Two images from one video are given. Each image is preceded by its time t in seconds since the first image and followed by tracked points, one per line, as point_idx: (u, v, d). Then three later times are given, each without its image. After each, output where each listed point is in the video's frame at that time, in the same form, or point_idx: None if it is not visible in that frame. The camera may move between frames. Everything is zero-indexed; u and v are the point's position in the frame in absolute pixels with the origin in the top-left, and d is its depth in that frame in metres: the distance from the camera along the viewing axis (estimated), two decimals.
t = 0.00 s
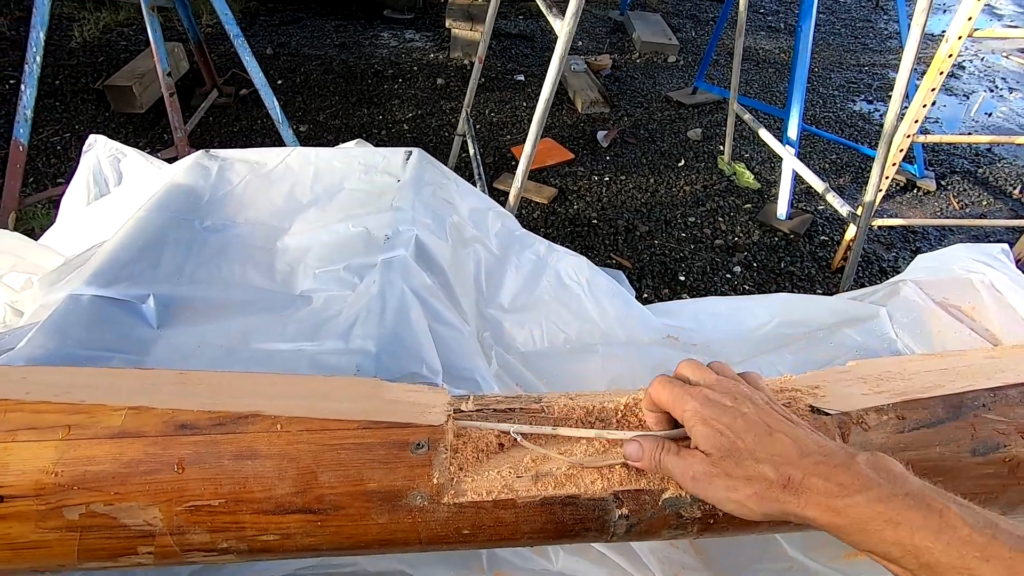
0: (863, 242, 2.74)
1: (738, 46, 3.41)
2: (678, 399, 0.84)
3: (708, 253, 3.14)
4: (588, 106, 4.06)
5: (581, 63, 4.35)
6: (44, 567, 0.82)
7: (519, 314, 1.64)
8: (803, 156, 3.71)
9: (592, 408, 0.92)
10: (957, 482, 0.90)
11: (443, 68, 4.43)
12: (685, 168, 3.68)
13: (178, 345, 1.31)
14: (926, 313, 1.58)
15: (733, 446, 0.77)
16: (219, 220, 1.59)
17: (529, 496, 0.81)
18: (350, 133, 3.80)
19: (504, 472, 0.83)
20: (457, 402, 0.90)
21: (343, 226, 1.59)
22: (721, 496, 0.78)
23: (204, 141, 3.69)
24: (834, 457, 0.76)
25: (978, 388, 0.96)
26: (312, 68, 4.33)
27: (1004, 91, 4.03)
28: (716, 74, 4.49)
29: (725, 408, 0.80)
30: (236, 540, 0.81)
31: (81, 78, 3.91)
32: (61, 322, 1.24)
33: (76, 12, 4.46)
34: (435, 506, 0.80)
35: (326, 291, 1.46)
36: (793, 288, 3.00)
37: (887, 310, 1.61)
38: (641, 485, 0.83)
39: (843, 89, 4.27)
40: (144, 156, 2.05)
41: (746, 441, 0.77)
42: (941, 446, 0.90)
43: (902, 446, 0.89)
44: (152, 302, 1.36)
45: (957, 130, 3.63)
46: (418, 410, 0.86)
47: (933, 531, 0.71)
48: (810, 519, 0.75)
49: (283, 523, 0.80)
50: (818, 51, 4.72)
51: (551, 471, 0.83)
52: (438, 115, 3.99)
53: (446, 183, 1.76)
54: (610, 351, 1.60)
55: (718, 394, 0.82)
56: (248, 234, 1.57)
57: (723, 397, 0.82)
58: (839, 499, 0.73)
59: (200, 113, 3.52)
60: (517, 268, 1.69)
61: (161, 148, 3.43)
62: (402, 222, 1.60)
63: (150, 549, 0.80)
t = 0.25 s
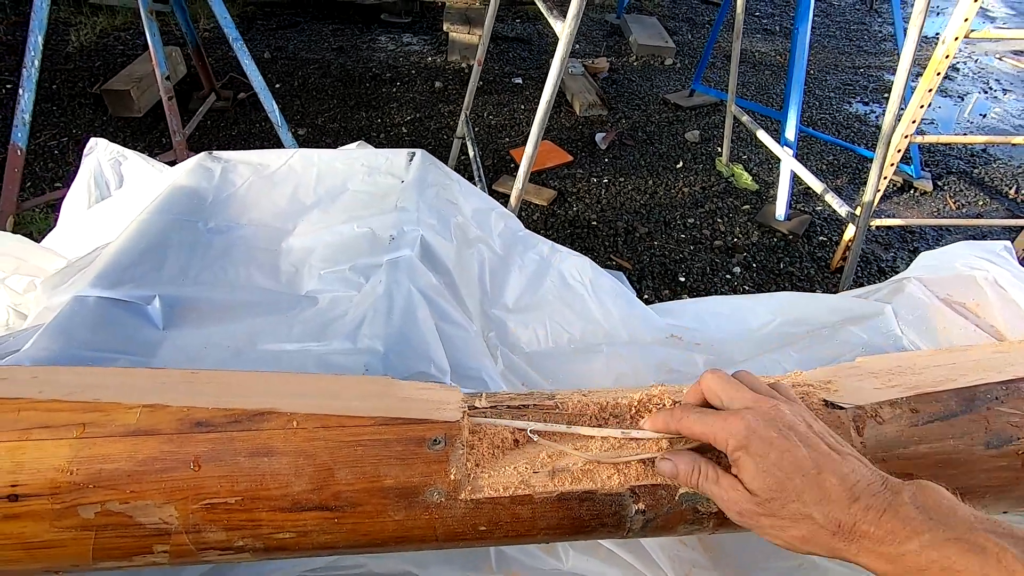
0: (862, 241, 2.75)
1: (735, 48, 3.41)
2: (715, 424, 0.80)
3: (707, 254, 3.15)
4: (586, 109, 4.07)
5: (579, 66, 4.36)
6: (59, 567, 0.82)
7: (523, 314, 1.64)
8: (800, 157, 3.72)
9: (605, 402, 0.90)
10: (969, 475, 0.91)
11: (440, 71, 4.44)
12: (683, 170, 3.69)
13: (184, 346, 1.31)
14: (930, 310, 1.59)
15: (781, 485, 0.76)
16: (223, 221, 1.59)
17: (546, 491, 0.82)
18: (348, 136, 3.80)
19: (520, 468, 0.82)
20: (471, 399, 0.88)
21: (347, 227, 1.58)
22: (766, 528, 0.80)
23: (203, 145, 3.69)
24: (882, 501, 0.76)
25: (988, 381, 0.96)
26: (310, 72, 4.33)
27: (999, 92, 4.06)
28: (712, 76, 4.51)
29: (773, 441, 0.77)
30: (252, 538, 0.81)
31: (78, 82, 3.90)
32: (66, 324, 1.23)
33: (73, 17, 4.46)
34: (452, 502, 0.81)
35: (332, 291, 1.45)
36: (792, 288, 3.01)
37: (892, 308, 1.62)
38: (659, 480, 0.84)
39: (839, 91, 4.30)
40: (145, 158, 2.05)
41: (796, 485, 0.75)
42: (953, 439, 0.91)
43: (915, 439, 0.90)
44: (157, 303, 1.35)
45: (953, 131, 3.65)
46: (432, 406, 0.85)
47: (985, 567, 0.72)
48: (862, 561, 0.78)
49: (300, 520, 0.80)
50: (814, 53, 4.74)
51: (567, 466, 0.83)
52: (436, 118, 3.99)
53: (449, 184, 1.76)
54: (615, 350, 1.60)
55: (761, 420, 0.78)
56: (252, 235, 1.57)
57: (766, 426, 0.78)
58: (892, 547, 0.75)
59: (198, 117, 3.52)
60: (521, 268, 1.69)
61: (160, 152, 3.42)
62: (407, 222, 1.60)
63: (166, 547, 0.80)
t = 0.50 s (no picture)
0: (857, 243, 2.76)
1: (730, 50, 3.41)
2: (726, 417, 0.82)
3: (703, 256, 3.15)
4: (581, 111, 4.07)
5: (574, 68, 4.36)
6: None
7: (521, 319, 1.63)
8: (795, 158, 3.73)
9: (606, 414, 0.92)
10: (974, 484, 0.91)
11: (435, 73, 4.43)
12: (679, 172, 3.69)
13: (181, 353, 1.30)
14: (927, 315, 1.60)
15: (804, 465, 0.76)
16: (219, 226, 1.57)
17: (549, 503, 0.81)
18: (343, 138, 3.78)
19: (522, 480, 0.82)
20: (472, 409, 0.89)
21: (345, 232, 1.57)
22: (788, 518, 0.78)
23: (196, 147, 3.66)
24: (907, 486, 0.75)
25: (990, 389, 0.96)
26: (305, 73, 4.32)
27: (990, 94, 4.08)
28: (707, 78, 4.51)
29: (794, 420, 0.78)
30: (250, 553, 0.80)
31: (70, 83, 3.87)
32: (60, 332, 1.22)
33: (65, 18, 4.42)
34: (453, 515, 0.80)
35: (329, 297, 1.44)
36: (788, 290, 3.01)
37: (889, 313, 1.62)
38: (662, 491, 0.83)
39: (832, 93, 4.31)
40: (140, 162, 2.03)
41: (819, 462, 0.76)
42: (956, 448, 0.91)
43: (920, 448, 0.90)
44: (153, 310, 1.34)
45: (945, 133, 3.67)
46: (434, 417, 0.85)
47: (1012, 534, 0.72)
48: (893, 547, 0.76)
49: (299, 536, 0.79)
50: (807, 55, 4.75)
51: (570, 478, 0.82)
52: (432, 120, 3.98)
53: (446, 188, 1.75)
54: (613, 356, 1.60)
55: (772, 403, 0.80)
56: (249, 240, 1.56)
57: (777, 407, 0.80)
58: (928, 530, 0.74)
59: (192, 119, 3.49)
60: (519, 273, 1.69)
61: (153, 154, 3.40)
62: (404, 226, 1.58)
63: (162, 564, 0.79)
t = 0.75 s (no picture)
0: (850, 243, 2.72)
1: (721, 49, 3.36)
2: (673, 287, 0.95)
3: (697, 258, 3.12)
4: (573, 112, 4.03)
5: (566, 69, 4.32)
6: None
7: (508, 329, 1.60)
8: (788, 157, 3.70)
9: (582, 437, 0.88)
10: (960, 509, 0.88)
11: (427, 76, 4.40)
12: (672, 172, 3.65)
13: (154, 373, 1.26)
14: (918, 323, 1.55)
15: (732, 311, 0.83)
16: (197, 240, 1.54)
17: (519, 538, 0.79)
18: (334, 142, 3.75)
19: (491, 514, 0.79)
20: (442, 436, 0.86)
21: (325, 244, 1.54)
22: (727, 359, 0.82)
23: (185, 153, 3.63)
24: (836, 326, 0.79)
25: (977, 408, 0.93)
26: (295, 78, 4.28)
27: (984, 90, 4.05)
28: (700, 77, 4.48)
29: (714, 283, 0.88)
30: None
31: (59, 91, 3.84)
32: (27, 356, 1.19)
33: (54, 24, 4.39)
34: (418, 553, 0.80)
35: (307, 312, 1.41)
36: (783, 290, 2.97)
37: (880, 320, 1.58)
38: (636, 523, 0.80)
39: (826, 91, 4.27)
40: (121, 172, 2.00)
41: (744, 304, 0.83)
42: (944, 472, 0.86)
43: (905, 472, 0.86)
44: (125, 329, 1.31)
45: (938, 130, 3.63)
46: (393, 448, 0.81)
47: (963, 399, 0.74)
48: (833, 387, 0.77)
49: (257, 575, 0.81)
50: (800, 53, 4.72)
51: (541, 510, 0.80)
52: (423, 123, 3.95)
53: (430, 197, 1.72)
54: (602, 366, 1.57)
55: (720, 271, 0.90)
56: (228, 254, 1.52)
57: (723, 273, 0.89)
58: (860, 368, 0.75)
59: (180, 125, 3.46)
60: (505, 282, 1.66)
61: (142, 162, 3.37)
62: (386, 238, 1.55)
63: None
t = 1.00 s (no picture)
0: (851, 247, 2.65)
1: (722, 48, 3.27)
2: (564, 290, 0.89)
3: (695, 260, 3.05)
4: (572, 111, 3.97)
5: (565, 67, 4.26)
6: None
7: (488, 337, 1.53)
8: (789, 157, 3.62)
9: (534, 469, 0.85)
10: (941, 549, 0.82)
11: (425, 74, 4.35)
12: (671, 172, 3.59)
13: (110, 388, 1.22)
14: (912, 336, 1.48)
15: (630, 282, 0.79)
16: (165, 245, 1.49)
17: None
18: (329, 142, 3.71)
19: (426, 556, 0.75)
20: (386, 465, 0.84)
21: (297, 250, 1.50)
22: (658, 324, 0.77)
23: (179, 152, 3.60)
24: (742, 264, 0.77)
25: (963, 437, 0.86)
26: (292, 76, 4.24)
27: (992, 87, 3.95)
28: (703, 75, 4.40)
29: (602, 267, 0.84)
30: None
31: (54, 90, 3.82)
32: None
33: (52, 23, 4.37)
34: None
35: (274, 322, 1.37)
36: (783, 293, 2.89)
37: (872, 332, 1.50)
38: (584, 565, 0.75)
39: (830, 89, 4.19)
40: (100, 174, 1.96)
41: (639, 271, 0.80)
42: (925, 510, 0.81)
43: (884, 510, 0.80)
44: (82, 340, 1.26)
45: (945, 129, 3.54)
46: (330, 485, 0.78)
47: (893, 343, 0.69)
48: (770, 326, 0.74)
49: None
50: (805, 50, 4.63)
51: (481, 551, 0.75)
52: (420, 122, 3.90)
53: (410, 201, 1.66)
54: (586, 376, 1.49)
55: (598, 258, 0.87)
56: (197, 260, 1.47)
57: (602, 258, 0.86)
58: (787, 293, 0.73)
59: (174, 124, 3.42)
60: (486, 289, 1.60)
61: (134, 161, 3.34)
62: (359, 245, 1.51)
63: None
